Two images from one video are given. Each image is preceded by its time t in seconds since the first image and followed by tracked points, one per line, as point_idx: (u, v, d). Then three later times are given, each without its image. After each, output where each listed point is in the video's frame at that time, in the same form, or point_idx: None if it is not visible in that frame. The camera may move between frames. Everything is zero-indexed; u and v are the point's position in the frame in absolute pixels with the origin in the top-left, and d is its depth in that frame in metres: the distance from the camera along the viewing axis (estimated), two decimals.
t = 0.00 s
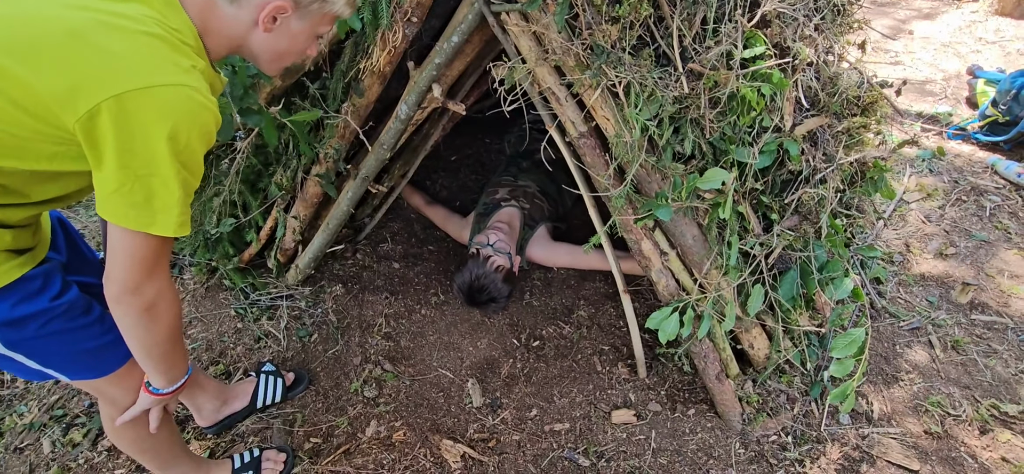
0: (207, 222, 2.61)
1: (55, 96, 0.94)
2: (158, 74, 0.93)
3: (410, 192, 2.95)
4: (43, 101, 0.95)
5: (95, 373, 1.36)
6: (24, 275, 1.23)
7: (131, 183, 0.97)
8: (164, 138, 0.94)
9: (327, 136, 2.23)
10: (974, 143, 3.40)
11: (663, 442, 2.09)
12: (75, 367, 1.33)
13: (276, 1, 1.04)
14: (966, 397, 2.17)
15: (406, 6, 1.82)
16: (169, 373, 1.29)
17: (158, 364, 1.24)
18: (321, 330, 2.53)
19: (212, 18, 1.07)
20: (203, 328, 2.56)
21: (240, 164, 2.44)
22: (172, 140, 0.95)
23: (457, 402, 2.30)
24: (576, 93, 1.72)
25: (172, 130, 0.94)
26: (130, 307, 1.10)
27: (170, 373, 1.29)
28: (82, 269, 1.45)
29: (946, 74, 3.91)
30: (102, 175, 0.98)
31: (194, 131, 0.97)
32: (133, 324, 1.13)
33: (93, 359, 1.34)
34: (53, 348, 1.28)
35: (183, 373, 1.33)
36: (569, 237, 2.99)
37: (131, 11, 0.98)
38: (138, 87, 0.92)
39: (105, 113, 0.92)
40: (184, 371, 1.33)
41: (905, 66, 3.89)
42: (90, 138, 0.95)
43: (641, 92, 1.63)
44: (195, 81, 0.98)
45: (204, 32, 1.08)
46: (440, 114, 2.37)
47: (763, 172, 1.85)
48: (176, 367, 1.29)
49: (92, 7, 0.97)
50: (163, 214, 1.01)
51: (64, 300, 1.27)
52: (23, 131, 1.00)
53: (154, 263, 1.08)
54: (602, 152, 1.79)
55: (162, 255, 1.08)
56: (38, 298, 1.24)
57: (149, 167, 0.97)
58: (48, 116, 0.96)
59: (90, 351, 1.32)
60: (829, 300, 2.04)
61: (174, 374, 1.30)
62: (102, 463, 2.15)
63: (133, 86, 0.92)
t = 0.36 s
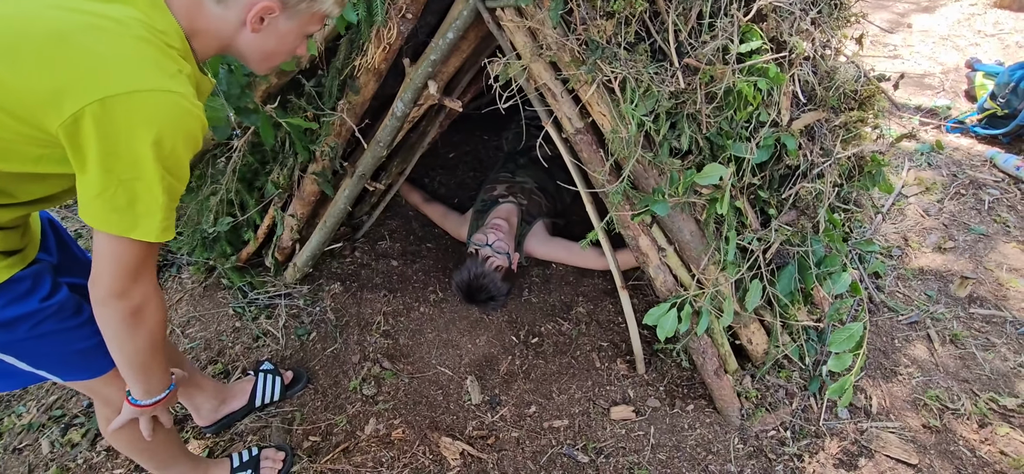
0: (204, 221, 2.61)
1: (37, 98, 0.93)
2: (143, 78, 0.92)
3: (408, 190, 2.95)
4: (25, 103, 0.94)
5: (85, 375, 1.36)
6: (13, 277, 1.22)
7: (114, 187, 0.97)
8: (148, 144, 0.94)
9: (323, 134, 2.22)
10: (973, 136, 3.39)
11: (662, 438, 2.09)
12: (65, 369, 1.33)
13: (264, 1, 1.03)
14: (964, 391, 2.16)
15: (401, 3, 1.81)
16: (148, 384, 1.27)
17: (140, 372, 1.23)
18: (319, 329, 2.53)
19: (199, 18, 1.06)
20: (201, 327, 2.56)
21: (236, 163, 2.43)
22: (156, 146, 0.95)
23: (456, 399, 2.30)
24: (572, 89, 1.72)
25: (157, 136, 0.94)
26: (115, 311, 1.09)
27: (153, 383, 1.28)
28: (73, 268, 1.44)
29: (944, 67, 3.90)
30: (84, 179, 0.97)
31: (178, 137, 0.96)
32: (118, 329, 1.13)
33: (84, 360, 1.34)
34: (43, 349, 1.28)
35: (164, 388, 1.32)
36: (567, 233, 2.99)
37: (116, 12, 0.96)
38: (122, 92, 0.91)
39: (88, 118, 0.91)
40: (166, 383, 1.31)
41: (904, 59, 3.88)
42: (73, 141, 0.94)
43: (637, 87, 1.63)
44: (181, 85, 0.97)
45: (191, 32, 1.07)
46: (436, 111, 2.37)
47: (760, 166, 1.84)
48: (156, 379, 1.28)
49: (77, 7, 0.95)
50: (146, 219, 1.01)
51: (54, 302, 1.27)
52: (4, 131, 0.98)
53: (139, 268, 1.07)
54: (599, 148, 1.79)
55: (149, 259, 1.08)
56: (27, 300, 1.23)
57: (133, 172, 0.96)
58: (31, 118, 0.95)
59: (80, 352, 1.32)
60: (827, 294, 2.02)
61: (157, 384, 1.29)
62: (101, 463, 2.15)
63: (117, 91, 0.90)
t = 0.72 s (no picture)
0: (202, 221, 2.60)
1: (16, 104, 0.91)
2: (128, 89, 0.91)
3: (406, 187, 2.94)
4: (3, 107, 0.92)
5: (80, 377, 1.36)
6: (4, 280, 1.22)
7: (94, 197, 0.96)
8: (130, 157, 0.93)
9: (320, 132, 2.21)
10: (973, 128, 3.38)
11: (663, 433, 2.08)
12: (59, 372, 1.33)
13: (250, 2, 1.02)
14: (965, 383, 2.16)
15: None
16: (115, 400, 1.25)
17: (117, 384, 1.22)
18: (319, 328, 2.52)
19: (184, 20, 1.05)
20: (201, 327, 2.55)
21: (233, 162, 2.42)
22: (138, 159, 0.94)
23: (456, 397, 2.29)
24: (569, 84, 1.70)
25: (139, 149, 0.93)
26: (94, 319, 1.09)
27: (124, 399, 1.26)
28: (65, 270, 1.40)
29: (944, 59, 3.88)
30: (63, 187, 0.96)
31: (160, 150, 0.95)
32: (95, 337, 1.12)
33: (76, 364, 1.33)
34: (36, 352, 1.28)
35: (132, 409, 1.28)
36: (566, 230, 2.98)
37: (102, 19, 0.95)
38: (105, 103, 0.90)
39: (69, 128, 0.90)
40: (135, 404, 1.28)
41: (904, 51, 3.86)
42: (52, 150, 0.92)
43: (635, 82, 1.61)
44: (165, 97, 0.96)
45: (176, 36, 1.06)
46: (433, 108, 2.36)
47: (759, 160, 1.83)
48: (127, 395, 1.25)
49: (62, 12, 0.94)
50: (125, 230, 1.00)
51: (45, 304, 1.26)
52: None
53: (118, 278, 1.07)
54: (597, 143, 1.78)
55: (130, 269, 1.08)
56: (17, 303, 1.23)
57: (114, 183, 0.95)
58: (10, 124, 0.94)
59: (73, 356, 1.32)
60: (827, 288, 2.01)
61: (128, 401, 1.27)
62: (102, 464, 2.15)
63: (100, 101, 0.89)
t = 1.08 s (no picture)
0: (199, 219, 2.58)
1: None
2: (107, 95, 0.90)
3: (404, 183, 2.93)
4: None
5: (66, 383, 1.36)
6: None
7: (73, 203, 0.95)
8: (109, 162, 0.92)
9: (316, 129, 2.20)
10: (974, 119, 3.36)
11: (662, 429, 2.07)
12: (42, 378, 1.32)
13: (234, 4, 1.02)
14: (966, 377, 2.15)
15: None
16: (76, 410, 1.22)
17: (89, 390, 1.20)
18: (317, 325, 2.51)
19: (166, 23, 1.04)
20: (199, 325, 2.54)
21: (229, 159, 2.41)
22: (117, 164, 0.93)
23: (455, 393, 2.28)
24: (566, 79, 1.68)
25: (119, 154, 0.92)
26: (63, 320, 1.07)
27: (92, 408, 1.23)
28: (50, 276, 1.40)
29: (946, 49, 3.85)
30: (41, 192, 0.95)
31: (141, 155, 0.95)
32: (64, 340, 1.10)
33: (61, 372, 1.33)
34: (22, 356, 1.27)
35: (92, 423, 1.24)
36: (565, 225, 2.97)
37: (80, 22, 0.93)
38: (83, 109, 0.89)
39: (45, 133, 0.89)
40: (97, 416, 1.24)
41: (905, 42, 3.83)
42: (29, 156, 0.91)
43: (631, 77, 1.60)
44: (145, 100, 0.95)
45: (158, 39, 1.05)
46: (429, 103, 2.34)
47: (758, 154, 1.81)
48: (91, 408, 1.23)
49: (40, 16, 0.93)
50: (105, 235, 0.99)
51: (29, 309, 1.25)
52: None
53: (91, 280, 1.06)
54: (595, 139, 1.76)
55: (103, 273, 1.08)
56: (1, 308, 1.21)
57: (93, 189, 0.94)
58: None
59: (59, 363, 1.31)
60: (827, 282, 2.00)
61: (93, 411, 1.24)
62: (100, 463, 2.14)
63: (78, 106, 0.88)
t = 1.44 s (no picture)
0: (198, 214, 2.59)
1: None
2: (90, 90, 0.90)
3: (403, 178, 2.92)
4: None
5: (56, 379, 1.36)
6: None
7: (46, 198, 0.94)
8: (86, 158, 0.91)
9: (314, 123, 2.19)
10: (978, 115, 3.33)
11: (661, 425, 2.06)
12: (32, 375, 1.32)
13: None
14: (967, 374, 2.13)
15: None
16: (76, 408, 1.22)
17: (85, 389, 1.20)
18: (316, 320, 2.50)
19: (154, 18, 1.04)
20: (198, 320, 2.53)
21: (228, 153, 2.39)
22: (95, 160, 0.92)
23: (453, 389, 2.28)
24: (564, 71, 1.67)
25: (96, 150, 0.91)
26: (41, 322, 1.06)
27: (91, 407, 1.23)
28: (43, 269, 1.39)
29: (950, 44, 3.82)
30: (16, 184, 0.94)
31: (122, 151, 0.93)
32: (47, 342, 1.10)
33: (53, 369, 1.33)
34: (14, 352, 1.26)
35: (96, 423, 1.26)
36: (565, 220, 2.95)
37: (71, 16, 0.94)
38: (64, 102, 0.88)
39: (23, 125, 0.88)
40: (98, 417, 1.25)
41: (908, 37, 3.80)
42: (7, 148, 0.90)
43: (630, 69, 1.59)
44: (128, 94, 0.94)
45: (147, 35, 1.05)
46: (429, 98, 2.33)
47: (758, 149, 1.80)
48: (90, 405, 1.23)
49: (32, 9, 0.93)
50: (79, 232, 0.98)
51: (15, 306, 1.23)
52: None
53: (69, 282, 1.05)
54: (594, 132, 1.75)
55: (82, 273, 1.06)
56: None
57: (66, 184, 0.93)
58: None
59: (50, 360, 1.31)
60: (827, 278, 1.98)
61: (90, 411, 1.24)
62: (99, 458, 2.14)
63: (60, 99, 0.88)
